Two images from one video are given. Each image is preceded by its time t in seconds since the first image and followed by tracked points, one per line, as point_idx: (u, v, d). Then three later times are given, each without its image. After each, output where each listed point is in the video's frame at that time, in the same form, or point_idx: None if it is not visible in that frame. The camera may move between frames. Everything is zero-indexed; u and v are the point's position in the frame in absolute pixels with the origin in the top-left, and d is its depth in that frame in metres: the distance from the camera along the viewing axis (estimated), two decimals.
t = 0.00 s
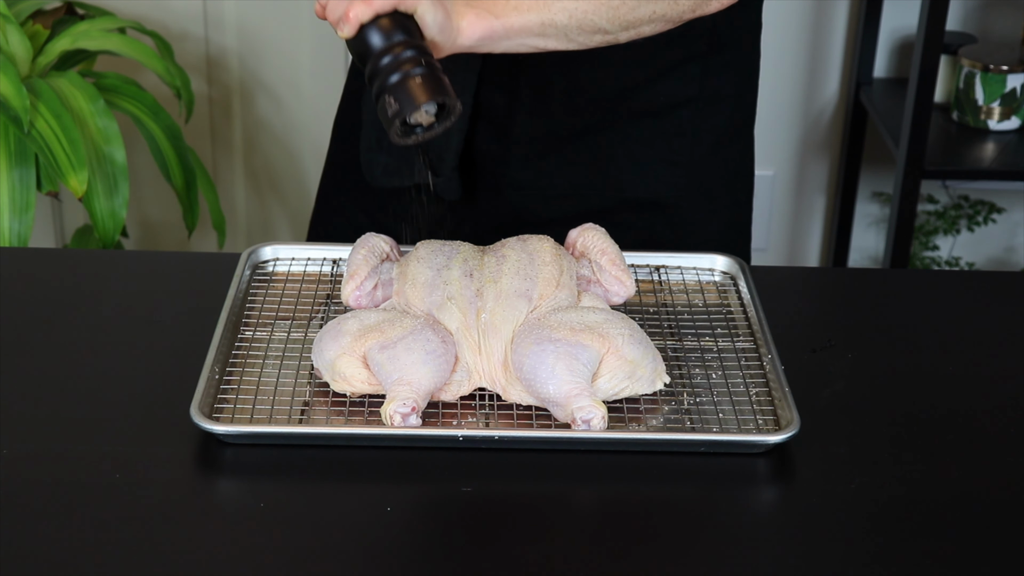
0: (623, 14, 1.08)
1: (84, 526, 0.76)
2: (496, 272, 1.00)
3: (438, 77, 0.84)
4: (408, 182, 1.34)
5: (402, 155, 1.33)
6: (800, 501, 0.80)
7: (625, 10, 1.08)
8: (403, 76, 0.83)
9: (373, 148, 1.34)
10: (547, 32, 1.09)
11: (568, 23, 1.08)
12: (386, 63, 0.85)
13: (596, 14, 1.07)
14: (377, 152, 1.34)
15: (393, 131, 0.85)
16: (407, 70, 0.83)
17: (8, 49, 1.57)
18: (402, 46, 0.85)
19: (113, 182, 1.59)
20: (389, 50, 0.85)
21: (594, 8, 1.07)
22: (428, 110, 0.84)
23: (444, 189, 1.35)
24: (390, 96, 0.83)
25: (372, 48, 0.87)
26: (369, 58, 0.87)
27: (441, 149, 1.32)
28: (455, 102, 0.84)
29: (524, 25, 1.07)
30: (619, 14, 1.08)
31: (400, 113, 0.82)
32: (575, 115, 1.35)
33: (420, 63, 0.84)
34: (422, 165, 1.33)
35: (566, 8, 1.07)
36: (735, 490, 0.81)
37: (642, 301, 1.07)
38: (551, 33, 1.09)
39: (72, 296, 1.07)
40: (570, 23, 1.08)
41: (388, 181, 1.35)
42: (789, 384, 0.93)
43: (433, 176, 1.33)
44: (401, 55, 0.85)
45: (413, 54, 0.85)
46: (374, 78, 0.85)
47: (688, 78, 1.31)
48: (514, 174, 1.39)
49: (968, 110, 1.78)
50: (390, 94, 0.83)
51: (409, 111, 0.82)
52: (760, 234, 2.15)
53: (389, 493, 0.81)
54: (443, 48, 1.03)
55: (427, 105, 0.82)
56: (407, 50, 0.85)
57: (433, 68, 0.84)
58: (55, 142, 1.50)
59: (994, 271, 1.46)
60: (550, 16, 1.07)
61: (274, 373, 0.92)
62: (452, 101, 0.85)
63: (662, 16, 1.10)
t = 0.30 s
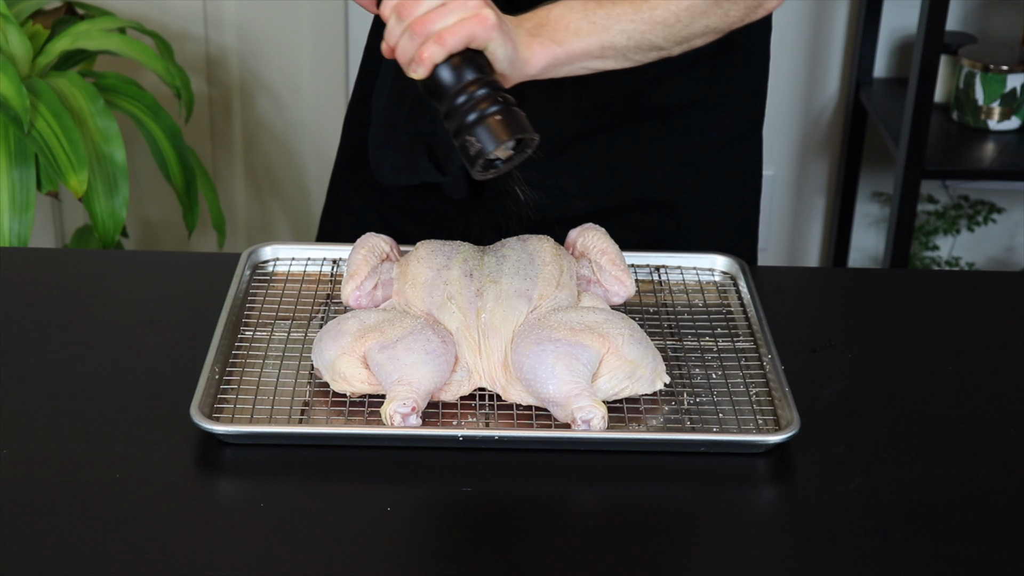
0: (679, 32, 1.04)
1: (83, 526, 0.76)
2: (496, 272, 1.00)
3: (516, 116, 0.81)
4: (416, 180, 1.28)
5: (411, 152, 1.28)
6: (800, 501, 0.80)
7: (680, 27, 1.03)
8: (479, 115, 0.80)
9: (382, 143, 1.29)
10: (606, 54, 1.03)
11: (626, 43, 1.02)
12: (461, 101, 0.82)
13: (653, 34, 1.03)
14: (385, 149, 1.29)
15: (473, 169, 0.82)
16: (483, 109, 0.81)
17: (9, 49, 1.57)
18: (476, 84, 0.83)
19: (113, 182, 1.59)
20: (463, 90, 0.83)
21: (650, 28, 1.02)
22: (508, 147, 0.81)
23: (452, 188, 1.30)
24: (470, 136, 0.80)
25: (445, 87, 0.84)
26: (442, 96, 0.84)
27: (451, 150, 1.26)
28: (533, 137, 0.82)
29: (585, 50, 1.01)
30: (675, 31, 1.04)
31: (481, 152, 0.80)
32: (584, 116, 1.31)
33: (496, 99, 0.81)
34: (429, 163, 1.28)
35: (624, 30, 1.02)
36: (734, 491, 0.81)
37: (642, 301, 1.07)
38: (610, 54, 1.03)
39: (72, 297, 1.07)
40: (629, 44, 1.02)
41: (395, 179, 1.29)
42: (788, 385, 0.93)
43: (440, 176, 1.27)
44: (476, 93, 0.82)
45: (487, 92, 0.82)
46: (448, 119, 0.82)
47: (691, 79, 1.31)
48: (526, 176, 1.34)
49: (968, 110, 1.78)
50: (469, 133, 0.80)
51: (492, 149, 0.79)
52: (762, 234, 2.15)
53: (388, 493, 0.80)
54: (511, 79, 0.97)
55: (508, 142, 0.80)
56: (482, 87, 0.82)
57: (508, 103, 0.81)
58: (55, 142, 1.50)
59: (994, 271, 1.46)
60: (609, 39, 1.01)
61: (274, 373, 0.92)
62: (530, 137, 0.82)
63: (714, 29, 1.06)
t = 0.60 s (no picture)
0: (725, 43, 1.04)
1: (83, 526, 0.76)
2: (496, 272, 1.00)
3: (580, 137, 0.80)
4: (432, 182, 1.28)
5: (424, 154, 1.28)
6: (800, 501, 0.80)
7: (725, 39, 1.03)
8: (540, 138, 0.79)
9: (395, 148, 1.28)
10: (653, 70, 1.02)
11: (674, 58, 1.02)
12: (521, 125, 0.81)
13: (699, 47, 1.02)
14: (399, 152, 1.28)
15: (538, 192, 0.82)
16: (543, 131, 0.80)
17: (9, 49, 1.57)
18: (532, 105, 0.82)
19: (113, 182, 1.59)
20: (520, 113, 0.82)
21: (697, 41, 1.02)
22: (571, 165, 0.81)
23: (467, 189, 1.31)
24: (533, 159, 0.79)
25: (502, 112, 0.83)
26: (499, 120, 0.84)
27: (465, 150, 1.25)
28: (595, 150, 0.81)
29: (635, 66, 0.99)
30: (722, 43, 1.03)
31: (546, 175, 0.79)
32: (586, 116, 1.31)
33: (555, 119, 0.80)
34: (443, 164, 1.27)
35: (672, 45, 1.01)
36: (734, 490, 0.81)
37: (642, 300, 1.07)
38: (657, 70, 1.02)
39: (72, 297, 1.07)
40: (677, 58, 1.02)
41: (411, 182, 1.29)
42: (789, 384, 0.93)
43: (457, 178, 1.27)
44: (534, 115, 0.81)
45: (546, 113, 0.81)
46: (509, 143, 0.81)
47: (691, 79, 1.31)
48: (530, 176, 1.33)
49: (968, 110, 1.78)
50: (532, 156, 0.80)
51: (557, 171, 0.79)
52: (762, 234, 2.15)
53: (389, 493, 0.80)
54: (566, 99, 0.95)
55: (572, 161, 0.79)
56: (539, 109, 0.81)
57: (568, 121, 0.81)
58: (55, 142, 1.50)
59: (994, 271, 1.46)
60: (658, 54, 1.00)
61: (274, 373, 0.92)
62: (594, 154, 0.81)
63: (754, 38, 1.06)
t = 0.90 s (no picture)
0: (735, 48, 1.04)
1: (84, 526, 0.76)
2: (496, 272, 1.00)
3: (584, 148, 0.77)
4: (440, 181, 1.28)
5: (433, 153, 1.28)
6: (800, 501, 0.80)
7: (735, 43, 1.03)
8: (545, 142, 0.76)
9: (404, 146, 1.29)
10: (664, 73, 1.01)
11: (686, 61, 1.01)
12: (525, 128, 0.78)
13: (710, 50, 1.02)
14: (407, 151, 1.28)
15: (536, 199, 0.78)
16: (548, 135, 0.76)
17: (8, 49, 1.57)
18: (539, 109, 0.78)
19: (114, 182, 1.59)
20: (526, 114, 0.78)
21: (708, 44, 1.02)
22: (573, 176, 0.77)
23: (477, 189, 1.31)
24: (536, 165, 0.76)
25: (506, 112, 0.79)
26: (503, 120, 0.80)
27: (474, 149, 1.25)
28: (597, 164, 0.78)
29: (645, 68, 0.98)
30: (732, 47, 1.04)
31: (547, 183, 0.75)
32: (586, 115, 1.30)
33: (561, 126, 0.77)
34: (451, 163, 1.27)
35: (684, 47, 1.00)
36: (734, 490, 0.81)
37: (642, 301, 1.07)
38: (667, 74, 1.01)
39: (72, 297, 1.07)
40: (688, 61, 1.01)
41: (421, 181, 1.29)
42: (788, 385, 0.93)
43: (466, 178, 1.27)
44: (540, 119, 0.77)
45: (552, 117, 0.78)
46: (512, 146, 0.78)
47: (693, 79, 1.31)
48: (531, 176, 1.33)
49: (968, 109, 1.78)
50: (535, 161, 0.76)
51: (560, 180, 0.75)
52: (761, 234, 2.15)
53: (389, 493, 0.81)
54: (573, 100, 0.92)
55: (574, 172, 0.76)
56: (545, 113, 0.78)
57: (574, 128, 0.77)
58: (55, 142, 1.50)
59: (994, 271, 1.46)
60: (669, 56, 1.00)
61: (274, 373, 0.92)
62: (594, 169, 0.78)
63: (764, 44, 1.07)
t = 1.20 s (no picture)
0: (735, 52, 1.04)
1: (83, 526, 0.76)
2: (496, 272, 1.00)
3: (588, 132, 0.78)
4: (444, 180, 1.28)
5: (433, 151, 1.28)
6: (800, 501, 0.80)
7: (735, 47, 1.03)
8: (546, 130, 0.78)
9: (407, 144, 1.28)
10: (664, 73, 1.02)
11: (686, 63, 1.02)
12: (529, 116, 0.79)
13: (711, 53, 1.02)
14: (410, 150, 1.28)
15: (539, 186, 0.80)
16: (550, 123, 0.78)
17: (8, 49, 1.56)
18: (542, 98, 0.80)
19: (113, 182, 1.59)
20: (530, 103, 0.80)
21: (709, 47, 1.02)
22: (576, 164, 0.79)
23: (479, 187, 1.30)
24: (537, 151, 0.77)
25: (512, 100, 0.81)
26: (507, 108, 0.81)
27: (477, 148, 1.25)
28: (600, 153, 0.79)
29: (646, 68, 0.99)
30: (732, 51, 1.04)
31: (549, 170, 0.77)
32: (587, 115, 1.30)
33: (564, 115, 0.79)
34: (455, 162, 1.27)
35: (685, 49, 1.00)
36: (734, 491, 0.81)
37: (642, 301, 1.07)
38: (666, 74, 1.02)
39: (72, 297, 1.07)
40: (688, 63, 1.01)
41: (423, 180, 1.28)
42: (789, 385, 0.93)
43: (469, 176, 1.27)
44: (543, 107, 0.79)
45: (555, 106, 0.79)
46: (515, 133, 0.79)
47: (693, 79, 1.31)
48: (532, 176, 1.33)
49: (968, 110, 1.78)
50: (537, 148, 0.78)
51: (561, 167, 0.77)
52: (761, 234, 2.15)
53: (389, 493, 0.80)
54: (575, 93, 0.93)
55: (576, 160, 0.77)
56: (549, 102, 0.80)
57: (576, 117, 0.79)
58: (55, 142, 1.50)
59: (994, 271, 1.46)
60: (670, 57, 1.00)
61: (274, 373, 0.92)
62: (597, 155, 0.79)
63: (763, 51, 1.07)
